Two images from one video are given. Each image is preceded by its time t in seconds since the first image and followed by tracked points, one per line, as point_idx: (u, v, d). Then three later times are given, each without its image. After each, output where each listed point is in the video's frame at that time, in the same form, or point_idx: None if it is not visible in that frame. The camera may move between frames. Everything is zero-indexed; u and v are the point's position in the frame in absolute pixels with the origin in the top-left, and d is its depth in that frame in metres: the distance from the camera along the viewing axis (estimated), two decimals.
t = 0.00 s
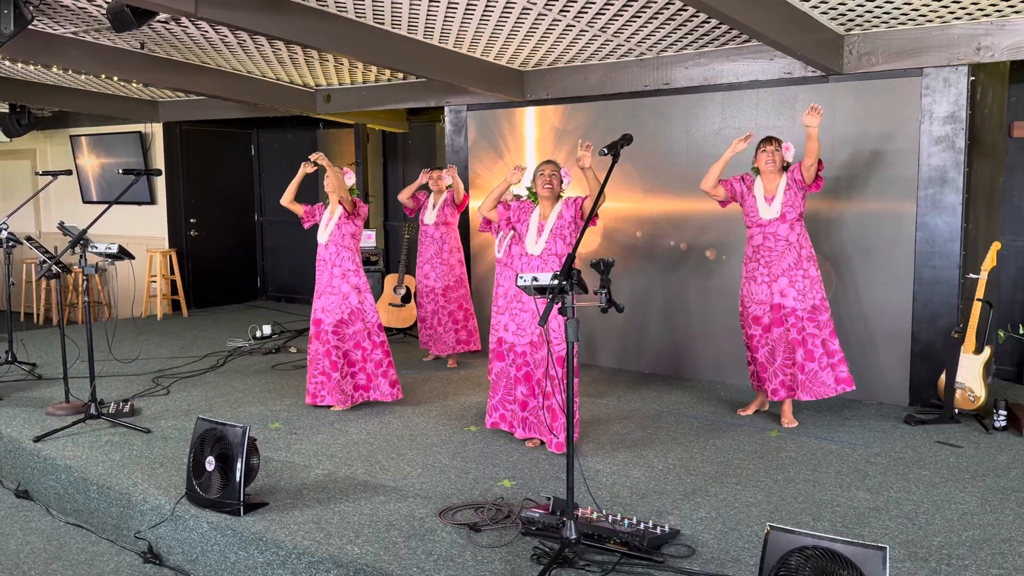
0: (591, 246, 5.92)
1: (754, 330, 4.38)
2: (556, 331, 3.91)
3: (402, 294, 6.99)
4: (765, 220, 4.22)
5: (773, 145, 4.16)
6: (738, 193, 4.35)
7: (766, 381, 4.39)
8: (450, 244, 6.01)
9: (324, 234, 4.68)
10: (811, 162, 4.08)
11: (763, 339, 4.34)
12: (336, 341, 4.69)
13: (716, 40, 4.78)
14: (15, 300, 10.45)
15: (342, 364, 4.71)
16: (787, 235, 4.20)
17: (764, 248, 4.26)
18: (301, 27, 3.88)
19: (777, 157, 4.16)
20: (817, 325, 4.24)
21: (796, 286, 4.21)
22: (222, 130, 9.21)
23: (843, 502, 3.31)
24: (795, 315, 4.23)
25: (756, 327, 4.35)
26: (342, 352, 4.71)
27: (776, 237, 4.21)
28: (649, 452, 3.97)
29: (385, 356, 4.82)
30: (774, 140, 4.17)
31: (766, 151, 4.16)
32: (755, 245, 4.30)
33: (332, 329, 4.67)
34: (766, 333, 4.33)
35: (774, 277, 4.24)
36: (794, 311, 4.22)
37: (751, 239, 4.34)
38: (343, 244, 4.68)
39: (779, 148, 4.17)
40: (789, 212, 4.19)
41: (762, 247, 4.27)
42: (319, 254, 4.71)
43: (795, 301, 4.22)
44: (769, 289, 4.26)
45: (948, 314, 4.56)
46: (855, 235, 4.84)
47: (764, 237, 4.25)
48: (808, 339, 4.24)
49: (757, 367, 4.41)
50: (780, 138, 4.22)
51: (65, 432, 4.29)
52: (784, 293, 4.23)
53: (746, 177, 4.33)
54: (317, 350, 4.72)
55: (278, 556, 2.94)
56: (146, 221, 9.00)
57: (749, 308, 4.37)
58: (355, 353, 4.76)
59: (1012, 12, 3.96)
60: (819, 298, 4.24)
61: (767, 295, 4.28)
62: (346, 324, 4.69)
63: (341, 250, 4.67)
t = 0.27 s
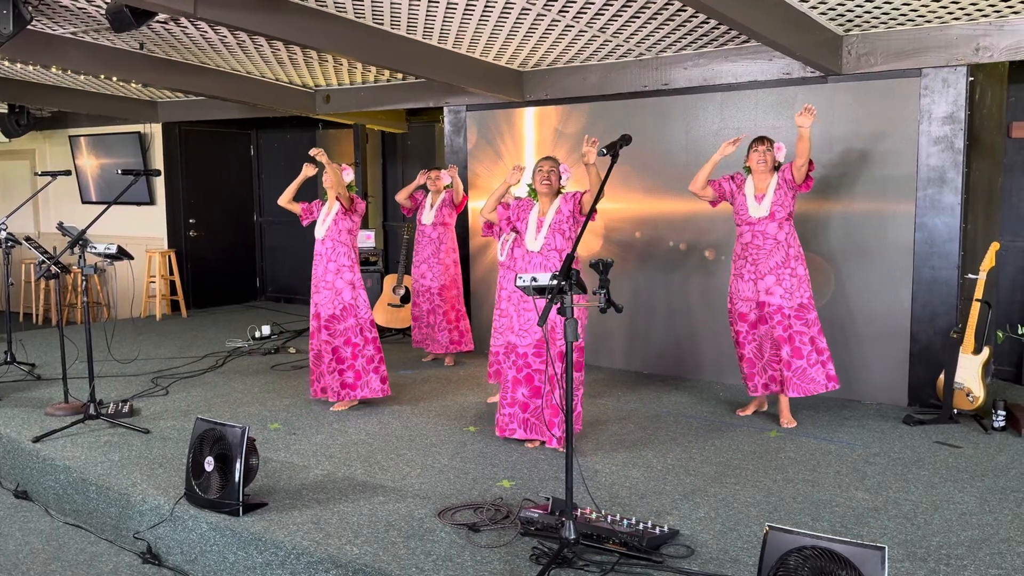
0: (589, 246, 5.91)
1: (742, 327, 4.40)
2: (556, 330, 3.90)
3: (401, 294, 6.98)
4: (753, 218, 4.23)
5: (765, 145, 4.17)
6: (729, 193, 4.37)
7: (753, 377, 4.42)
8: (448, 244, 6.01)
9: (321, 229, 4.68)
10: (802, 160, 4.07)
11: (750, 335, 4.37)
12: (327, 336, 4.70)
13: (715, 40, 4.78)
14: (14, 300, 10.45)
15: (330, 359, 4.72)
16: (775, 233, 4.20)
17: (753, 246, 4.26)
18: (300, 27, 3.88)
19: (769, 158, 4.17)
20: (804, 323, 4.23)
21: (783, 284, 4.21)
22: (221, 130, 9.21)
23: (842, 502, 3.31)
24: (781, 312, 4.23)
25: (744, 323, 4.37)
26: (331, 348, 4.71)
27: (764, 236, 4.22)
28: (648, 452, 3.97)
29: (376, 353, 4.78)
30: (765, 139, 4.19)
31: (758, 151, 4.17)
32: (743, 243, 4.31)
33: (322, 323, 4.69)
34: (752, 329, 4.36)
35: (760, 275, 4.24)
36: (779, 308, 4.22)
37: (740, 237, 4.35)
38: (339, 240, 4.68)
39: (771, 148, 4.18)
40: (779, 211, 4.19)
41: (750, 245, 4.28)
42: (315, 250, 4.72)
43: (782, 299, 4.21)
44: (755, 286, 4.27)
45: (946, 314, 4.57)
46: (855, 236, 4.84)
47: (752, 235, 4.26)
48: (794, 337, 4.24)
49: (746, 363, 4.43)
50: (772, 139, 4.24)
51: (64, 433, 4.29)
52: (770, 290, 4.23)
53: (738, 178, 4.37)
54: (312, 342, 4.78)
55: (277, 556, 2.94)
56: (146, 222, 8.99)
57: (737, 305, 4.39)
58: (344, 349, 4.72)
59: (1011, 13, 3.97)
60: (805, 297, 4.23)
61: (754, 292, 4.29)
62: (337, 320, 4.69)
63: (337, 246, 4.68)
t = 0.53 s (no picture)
0: (590, 248, 5.91)
1: (738, 328, 4.41)
2: (556, 331, 3.93)
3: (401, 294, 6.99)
4: (748, 219, 4.23)
5: (760, 149, 4.18)
6: (723, 196, 4.38)
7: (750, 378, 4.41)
8: (447, 244, 6.02)
9: (321, 229, 4.68)
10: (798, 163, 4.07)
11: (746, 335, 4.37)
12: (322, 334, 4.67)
13: (714, 41, 4.79)
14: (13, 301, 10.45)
15: (324, 357, 4.69)
16: (770, 234, 4.21)
17: (748, 246, 4.27)
18: (299, 28, 3.88)
19: (764, 161, 4.17)
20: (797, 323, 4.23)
21: (777, 285, 4.20)
22: (221, 131, 9.22)
23: (841, 502, 3.31)
24: (774, 311, 4.22)
25: (739, 323, 4.38)
26: (326, 346, 4.68)
27: (759, 237, 4.22)
28: (647, 453, 3.97)
29: (369, 352, 4.81)
30: (760, 143, 4.20)
31: (753, 155, 4.19)
32: (739, 243, 4.32)
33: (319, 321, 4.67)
34: (749, 330, 4.37)
35: (755, 275, 4.25)
36: (773, 307, 4.22)
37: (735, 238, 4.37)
38: (338, 239, 4.68)
39: (766, 152, 4.20)
40: (774, 212, 4.20)
41: (745, 246, 4.29)
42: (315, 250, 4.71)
43: (776, 299, 4.21)
44: (750, 286, 4.28)
45: (945, 314, 4.57)
46: (854, 236, 4.84)
47: (748, 236, 4.26)
48: (786, 338, 4.23)
49: (744, 363, 4.43)
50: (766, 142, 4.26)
51: (64, 434, 4.29)
52: (765, 290, 4.23)
53: (731, 182, 4.38)
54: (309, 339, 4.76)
55: (277, 557, 2.95)
56: (145, 222, 8.99)
57: (733, 306, 4.40)
58: (340, 348, 4.72)
59: (1009, 14, 3.97)
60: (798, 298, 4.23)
61: (750, 292, 4.30)
62: (334, 319, 4.67)
63: (336, 246, 4.68)
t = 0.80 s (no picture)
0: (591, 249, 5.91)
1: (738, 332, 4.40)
2: (556, 332, 3.94)
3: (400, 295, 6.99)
4: (747, 223, 4.24)
5: (756, 155, 4.18)
6: (718, 204, 4.39)
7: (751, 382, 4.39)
8: (448, 246, 6.03)
9: (321, 233, 4.69)
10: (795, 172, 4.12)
11: (746, 339, 4.36)
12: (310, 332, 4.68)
13: (713, 42, 4.79)
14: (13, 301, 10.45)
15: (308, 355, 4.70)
16: (769, 238, 4.21)
17: (747, 249, 4.28)
18: (299, 29, 3.89)
19: (760, 167, 4.19)
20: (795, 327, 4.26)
21: (777, 288, 4.21)
22: (221, 132, 9.23)
23: (840, 502, 3.32)
24: (775, 315, 4.23)
25: (739, 328, 4.37)
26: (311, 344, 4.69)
27: (758, 240, 4.23)
28: (647, 453, 3.98)
29: (349, 358, 4.84)
30: (755, 148, 4.19)
31: (749, 161, 4.19)
32: (737, 248, 4.32)
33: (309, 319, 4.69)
34: (749, 334, 4.36)
35: (754, 278, 4.26)
36: (773, 310, 4.23)
37: (733, 243, 4.36)
38: (339, 243, 4.69)
39: (761, 158, 4.20)
40: (772, 216, 4.20)
41: (744, 250, 4.29)
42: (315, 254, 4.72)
43: (777, 302, 4.21)
44: (749, 290, 4.29)
45: (944, 315, 4.58)
46: (853, 237, 4.85)
47: (746, 240, 4.27)
48: (786, 341, 4.24)
49: (744, 368, 4.41)
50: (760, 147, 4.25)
51: (64, 434, 4.29)
52: (764, 293, 4.23)
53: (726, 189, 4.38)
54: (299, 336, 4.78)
55: (277, 557, 2.95)
56: (145, 223, 8.99)
57: (732, 310, 4.40)
58: (324, 348, 4.72)
59: (1008, 15, 3.98)
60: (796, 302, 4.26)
61: (750, 295, 4.30)
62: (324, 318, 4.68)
63: (337, 249, 4.68)
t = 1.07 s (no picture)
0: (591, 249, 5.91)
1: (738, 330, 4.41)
2: (557, 330, 3.94)
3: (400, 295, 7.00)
4: (745, 221, 4.24)
5: (754, 150, 4.17)
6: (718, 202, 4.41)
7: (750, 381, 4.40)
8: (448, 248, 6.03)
9: (321, 238, 4.70)
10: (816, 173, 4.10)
11: (746, 337, 4.37)
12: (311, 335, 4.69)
13: (713, 43, 4.80)
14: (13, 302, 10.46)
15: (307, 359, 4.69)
16: (768, 235, 4.22)
17: (745, 248, 4.28)
18: (300, 30, 3.89)
19: (759, 164, 4.18)
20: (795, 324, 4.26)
21: (776, 286, 4.22)
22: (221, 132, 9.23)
23: (840, 502, 3.32)
24: (774, 313, 4.23)
25: (739, 326, 4.38)
26: (311, 348, 4.69)
27: (757, 238, 4.23)
28: (646, 453, 3.98)
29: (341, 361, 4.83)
30: (755, 144, 4.18)
31: (748, 157, 4.17)
32: (736, 246, 4.33)
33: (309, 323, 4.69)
34: (748, 332, 4.37)
35: (753, 275, 4.27)
36: (772, 308, 4.23)
37: (733, 240, 4.37)
38: (339, 249, 4.70)
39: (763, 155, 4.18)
40: (771, 213, 4.21)
41: (742, 248, 4.30)
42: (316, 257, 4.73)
43: (776, 300, 4.22)
44: (748, 288, 4.30)
45: (944, 315, 4.58)
46: (853, 237, 4.85)
47: (745, 238, 4.27)
48: (786, 339, 4.24)
49: (742, 366, 4.42)
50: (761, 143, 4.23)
51: (64, 435, 4.29)
52: (764, 291, 4.24)
53: (726, 188, 4.38)
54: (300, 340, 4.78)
55: (277, 557, 2.95)
56: (145, 223, 8.99)
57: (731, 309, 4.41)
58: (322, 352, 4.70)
59: (1007, 15, 3.99)
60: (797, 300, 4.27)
61: (749, 293, 4.31)
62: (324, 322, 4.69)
63: (337, 255, 4.69)
